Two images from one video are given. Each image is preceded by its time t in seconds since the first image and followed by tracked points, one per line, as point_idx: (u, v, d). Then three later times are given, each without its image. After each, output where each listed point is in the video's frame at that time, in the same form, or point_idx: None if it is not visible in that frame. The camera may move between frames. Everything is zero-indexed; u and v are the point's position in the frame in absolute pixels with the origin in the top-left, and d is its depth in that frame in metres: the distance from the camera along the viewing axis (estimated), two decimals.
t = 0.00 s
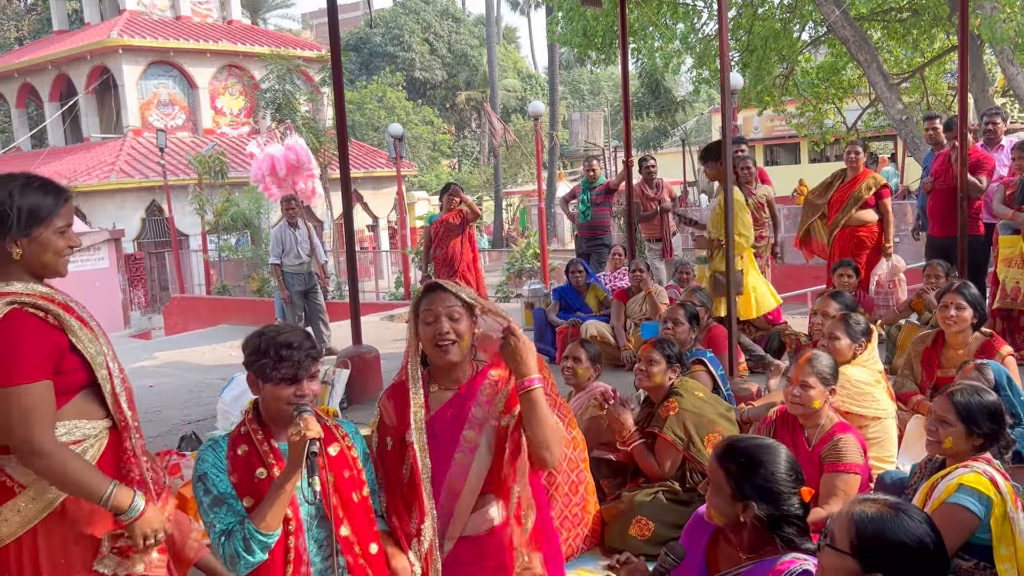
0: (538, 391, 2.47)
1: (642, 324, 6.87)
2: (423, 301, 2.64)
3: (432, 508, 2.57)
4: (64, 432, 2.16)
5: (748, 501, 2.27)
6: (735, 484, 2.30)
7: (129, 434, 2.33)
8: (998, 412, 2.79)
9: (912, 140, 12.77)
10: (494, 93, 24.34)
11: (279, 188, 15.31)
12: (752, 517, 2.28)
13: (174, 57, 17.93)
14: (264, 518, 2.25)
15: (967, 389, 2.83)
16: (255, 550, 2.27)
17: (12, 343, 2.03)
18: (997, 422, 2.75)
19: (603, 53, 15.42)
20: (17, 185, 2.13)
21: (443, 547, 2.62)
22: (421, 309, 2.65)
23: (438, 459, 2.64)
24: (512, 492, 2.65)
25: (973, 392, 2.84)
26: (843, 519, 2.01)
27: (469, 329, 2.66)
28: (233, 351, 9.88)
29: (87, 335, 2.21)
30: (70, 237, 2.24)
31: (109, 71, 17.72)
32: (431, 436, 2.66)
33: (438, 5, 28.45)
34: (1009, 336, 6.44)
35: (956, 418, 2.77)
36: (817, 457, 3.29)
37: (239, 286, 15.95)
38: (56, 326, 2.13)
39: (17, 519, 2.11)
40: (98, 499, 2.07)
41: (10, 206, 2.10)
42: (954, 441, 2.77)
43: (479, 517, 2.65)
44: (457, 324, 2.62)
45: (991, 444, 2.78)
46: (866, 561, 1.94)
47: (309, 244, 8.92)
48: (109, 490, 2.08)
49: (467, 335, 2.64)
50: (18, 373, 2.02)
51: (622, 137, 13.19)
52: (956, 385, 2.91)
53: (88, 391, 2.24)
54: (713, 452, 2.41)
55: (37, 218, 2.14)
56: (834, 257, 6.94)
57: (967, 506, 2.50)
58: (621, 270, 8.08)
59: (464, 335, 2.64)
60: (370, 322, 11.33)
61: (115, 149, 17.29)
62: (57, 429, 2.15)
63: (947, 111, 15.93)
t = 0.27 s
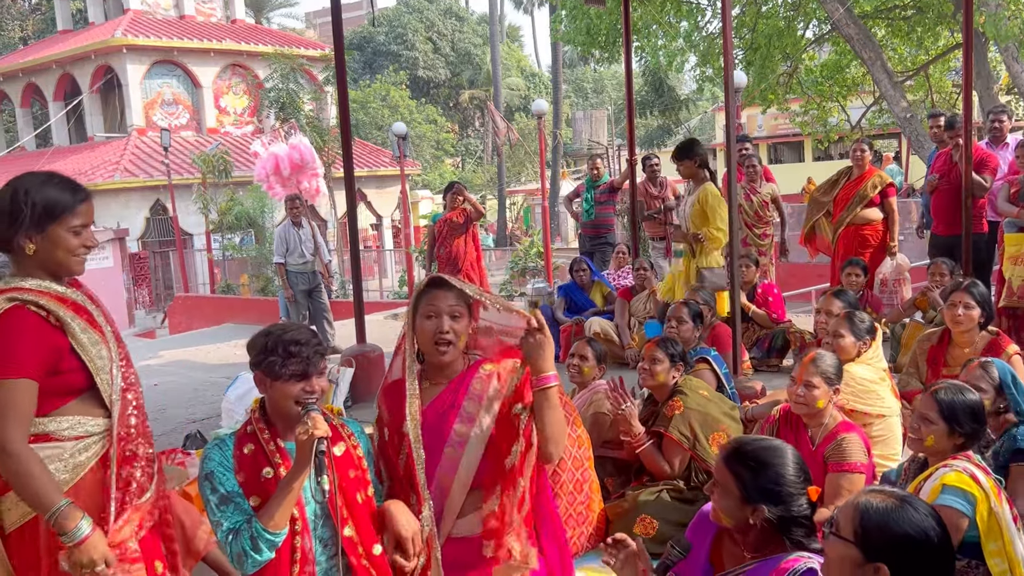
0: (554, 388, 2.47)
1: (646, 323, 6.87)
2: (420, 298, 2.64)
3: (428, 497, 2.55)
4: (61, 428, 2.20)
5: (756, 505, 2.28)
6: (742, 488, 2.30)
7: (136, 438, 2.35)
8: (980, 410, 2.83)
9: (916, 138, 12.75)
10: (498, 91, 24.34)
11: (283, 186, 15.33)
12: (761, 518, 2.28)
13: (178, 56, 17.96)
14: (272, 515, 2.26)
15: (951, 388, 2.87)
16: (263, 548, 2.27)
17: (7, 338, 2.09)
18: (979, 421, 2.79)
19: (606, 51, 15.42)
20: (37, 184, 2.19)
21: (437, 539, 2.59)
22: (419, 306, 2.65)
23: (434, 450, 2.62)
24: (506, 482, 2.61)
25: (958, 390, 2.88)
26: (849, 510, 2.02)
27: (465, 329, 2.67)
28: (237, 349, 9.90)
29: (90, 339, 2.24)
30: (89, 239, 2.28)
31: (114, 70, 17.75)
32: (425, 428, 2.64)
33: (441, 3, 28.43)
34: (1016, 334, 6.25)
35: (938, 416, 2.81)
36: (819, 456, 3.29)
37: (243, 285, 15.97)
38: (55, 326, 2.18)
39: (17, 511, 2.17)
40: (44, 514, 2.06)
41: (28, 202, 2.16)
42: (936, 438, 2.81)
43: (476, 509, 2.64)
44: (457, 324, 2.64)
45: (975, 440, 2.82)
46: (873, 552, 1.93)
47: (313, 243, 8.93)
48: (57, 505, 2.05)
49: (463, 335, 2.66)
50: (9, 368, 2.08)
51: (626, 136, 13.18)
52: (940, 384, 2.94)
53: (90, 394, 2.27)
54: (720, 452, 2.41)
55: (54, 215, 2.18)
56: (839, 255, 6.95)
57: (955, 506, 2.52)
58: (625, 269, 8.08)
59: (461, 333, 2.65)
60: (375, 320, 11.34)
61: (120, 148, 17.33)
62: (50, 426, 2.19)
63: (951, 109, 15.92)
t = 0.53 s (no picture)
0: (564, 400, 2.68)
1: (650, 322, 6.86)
2: (430, 302, 2.63)
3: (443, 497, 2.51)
4: (72, 417, 2.27)
5: (768, 513, 2.27)
6: (750, 495, 2.29)
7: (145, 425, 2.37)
8: (965, 407, 2.90)
9: (921, 136, 12.73)
10: (501, 90, 24.33)
11: (287, 185, 15.34)
12: (773, 526, 2.28)
13: (182, 55, 17.98)
14: (280, 516, 2.27)
15: (935, 386, 2.94)
16: (272, 548, 2.28)
17: (10, 328, 2.17)
18: (964, 419, 2.86)
19: (610, 49, 15.41)
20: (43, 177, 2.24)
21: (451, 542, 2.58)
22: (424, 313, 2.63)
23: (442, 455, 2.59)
24: (518, 485, 2.60)
25: (942, 387, 2.95)
26: (847, 511, 2.01)
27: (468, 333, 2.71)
28: (241, 348, 9.91)
29: (94, 327, 2.29)
30: (97, 228, 2.31)
31: (118, 69, 17.78)
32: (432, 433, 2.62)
33: (445, 2, 28.44)
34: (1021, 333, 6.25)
35: (923, 413, 2.88)
36: (824, 455, 3.29)
37: (248, 283, 15.99)
38: (59, 316, 2.23)
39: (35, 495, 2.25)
40: (33, 499, 2.14)
41: (29, 199, 2.22)
42: (921, 437, 2.89)
43: (488, 513, 2.63)
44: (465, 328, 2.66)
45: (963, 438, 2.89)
46: (870, 553, 1.93)
47: (317, 242, 8.93)
48: (44, 494, 2.12)
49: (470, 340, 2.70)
50: (11, 357, 2.16)
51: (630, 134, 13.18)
52: (925, 383, 2.99)
53: (98, 381, 2.32)
54: (728, 457, 2.39)
55: (58, 208, 2.23)
56: (843, 253, 6.94)
57: (945, 500, 2.53)
58: (629, 267, 8.08)
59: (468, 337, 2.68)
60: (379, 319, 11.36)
61: (124, 147, 17.36)
62: (58, 415, 2.26)
63: (956, 107, 15.89)
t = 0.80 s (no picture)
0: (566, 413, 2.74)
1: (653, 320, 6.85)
2: (420, 320, 2.64)
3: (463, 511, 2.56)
4: (69, 417, 2.34)
5: (780, 517, 2.27)
6: (762, 500, 2.29)
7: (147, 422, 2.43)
8: (960, 404, 2.92)
9: (924, 133, 12.71)
10: (504, 88, 24.31)
11: (290, 184, 15.35)
12: (786, 530, 2.28)
13: (185, 54, 17.99)
14: (288, 517, 2.25)
15: (931, 381, 2.97)
16: (279, 549, 2.27)
17: (9, 330, 2.25)
18: (960, 414, 2.90)
19: (613, 47, 15.39)
20: (44, 184, 2.36)
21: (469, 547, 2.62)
22: (415, 335, 2.63)
23: (451, 474, 2.65)
24: (531, 491, 2.72)
25: (938, 383, 2.98)
26: (846, 514, 2.01)
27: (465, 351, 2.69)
28: (244, 347, 9.91)
29: (91, 327, 2.37)
30: (96, 234, 2.42)
31: (121, 69, 17.80)
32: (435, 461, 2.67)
33: None
34: None
35: (920, 409, 2.91)
36: (827, 453, 3.30)
37: (251, 282, 15.99)
38: (58, 316, 2.32)
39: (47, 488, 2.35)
40: (33, 487, 2.24)
41: (34, 202, 2.34)
42: (917, 430, 2.91)
43: (500, 517, 2.72)
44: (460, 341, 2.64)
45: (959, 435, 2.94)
46: (867, 557, 1.94)
47: (320, 241, 8.94)
48: (44, 483, 2.23)
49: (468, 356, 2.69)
50: (12, 356, 2.24)
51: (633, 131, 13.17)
52: (920, 378, 3.02)
53: (98, 379, 2.39)
54: (739, 463, 2.38)
55: (57, 209, 2.34)
56: (846, 251, 6.94)
57: (936, 490, 2.54)
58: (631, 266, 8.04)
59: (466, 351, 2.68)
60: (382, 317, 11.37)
61: (127, 146, 17.38)
62: (58, 414, 2.34)
63: (960, 104, 15.86)
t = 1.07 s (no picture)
0: (566, 422, 2.70)
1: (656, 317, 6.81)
2: (412, 331, 2.60)
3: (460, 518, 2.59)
4: (83, 404, 2.34)
5: (793, 522, 2.26)
6: (773, 503, 2.27)
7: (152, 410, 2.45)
8: (968, 400, 2.97)
9: (927, 130, 12.68)
10: (507, 86, 24.30)
11: (293, 182, 15.35)
12: (799, 533, 2.27)
13: (187, 53, 17.99)
14: (282, 519, 2.26)
15: (941, 378, 2.99)
16: (274, 551, 2.28)
17: (22, 317, 2.27)
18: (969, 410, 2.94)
19: (615, 45, 15.37)
20: (47, 177, 2.39)
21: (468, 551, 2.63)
22: (408, 343, 2.60)
23: (448, 482, 2.67)
24: (531, 497, 2.70)
25: (947, 379, 3.00)
26: (854, 512, 2.01)
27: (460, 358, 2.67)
28: (248, 346, 9.92)
29: (105, 311, 2.40)
30: (90, 223, 2.43)
31: (123, 67, 17.81)
32: (431, 478, 2.68)
33: None
34: None
35: (929, 405, 2.93)
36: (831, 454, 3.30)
37: (254, 281, 15.99)
38: (72, 302, 2.34)
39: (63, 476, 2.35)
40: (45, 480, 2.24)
41: (33, 196, 2.37)
42: (926, 426, 2.94)
43: (501, 518, 2.72)
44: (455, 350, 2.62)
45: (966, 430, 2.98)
46: (876, 554, 1.93)
47: (322, 239, 8.94)
48: (54, 476, 2.22)
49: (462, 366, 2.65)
50: (26, 342, 2.26)
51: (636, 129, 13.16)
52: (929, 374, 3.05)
53: (113, 364, 2.41)
54: (747, 467, 2.35)
55: (62, 201, 2.37)
56: (849, 249, 6.93)
57: (948, 484, 2.53)
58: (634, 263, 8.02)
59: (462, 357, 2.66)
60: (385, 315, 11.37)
61: (130, 145, 17.40)
62: (74, 402, 2.34)
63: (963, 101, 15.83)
